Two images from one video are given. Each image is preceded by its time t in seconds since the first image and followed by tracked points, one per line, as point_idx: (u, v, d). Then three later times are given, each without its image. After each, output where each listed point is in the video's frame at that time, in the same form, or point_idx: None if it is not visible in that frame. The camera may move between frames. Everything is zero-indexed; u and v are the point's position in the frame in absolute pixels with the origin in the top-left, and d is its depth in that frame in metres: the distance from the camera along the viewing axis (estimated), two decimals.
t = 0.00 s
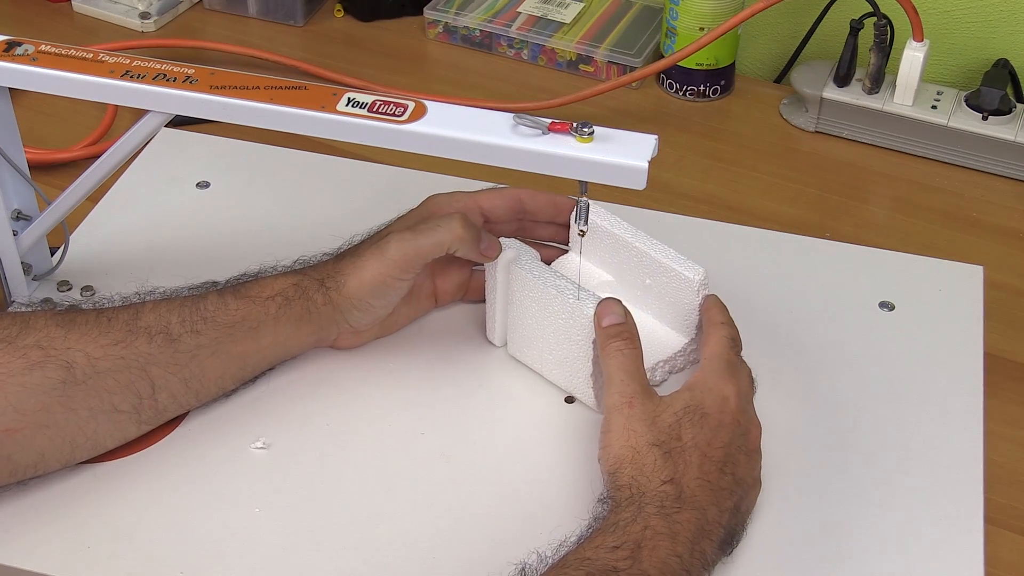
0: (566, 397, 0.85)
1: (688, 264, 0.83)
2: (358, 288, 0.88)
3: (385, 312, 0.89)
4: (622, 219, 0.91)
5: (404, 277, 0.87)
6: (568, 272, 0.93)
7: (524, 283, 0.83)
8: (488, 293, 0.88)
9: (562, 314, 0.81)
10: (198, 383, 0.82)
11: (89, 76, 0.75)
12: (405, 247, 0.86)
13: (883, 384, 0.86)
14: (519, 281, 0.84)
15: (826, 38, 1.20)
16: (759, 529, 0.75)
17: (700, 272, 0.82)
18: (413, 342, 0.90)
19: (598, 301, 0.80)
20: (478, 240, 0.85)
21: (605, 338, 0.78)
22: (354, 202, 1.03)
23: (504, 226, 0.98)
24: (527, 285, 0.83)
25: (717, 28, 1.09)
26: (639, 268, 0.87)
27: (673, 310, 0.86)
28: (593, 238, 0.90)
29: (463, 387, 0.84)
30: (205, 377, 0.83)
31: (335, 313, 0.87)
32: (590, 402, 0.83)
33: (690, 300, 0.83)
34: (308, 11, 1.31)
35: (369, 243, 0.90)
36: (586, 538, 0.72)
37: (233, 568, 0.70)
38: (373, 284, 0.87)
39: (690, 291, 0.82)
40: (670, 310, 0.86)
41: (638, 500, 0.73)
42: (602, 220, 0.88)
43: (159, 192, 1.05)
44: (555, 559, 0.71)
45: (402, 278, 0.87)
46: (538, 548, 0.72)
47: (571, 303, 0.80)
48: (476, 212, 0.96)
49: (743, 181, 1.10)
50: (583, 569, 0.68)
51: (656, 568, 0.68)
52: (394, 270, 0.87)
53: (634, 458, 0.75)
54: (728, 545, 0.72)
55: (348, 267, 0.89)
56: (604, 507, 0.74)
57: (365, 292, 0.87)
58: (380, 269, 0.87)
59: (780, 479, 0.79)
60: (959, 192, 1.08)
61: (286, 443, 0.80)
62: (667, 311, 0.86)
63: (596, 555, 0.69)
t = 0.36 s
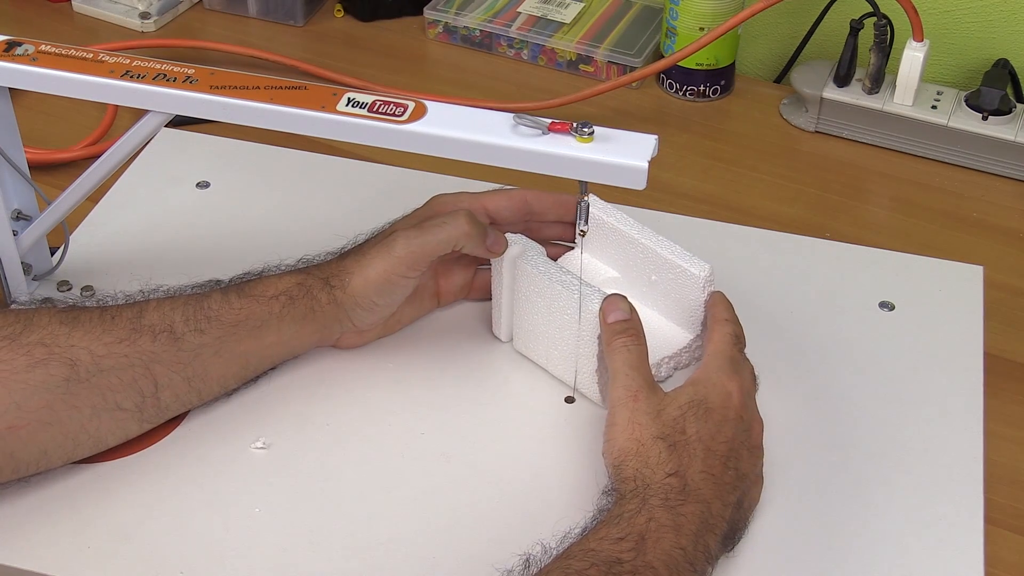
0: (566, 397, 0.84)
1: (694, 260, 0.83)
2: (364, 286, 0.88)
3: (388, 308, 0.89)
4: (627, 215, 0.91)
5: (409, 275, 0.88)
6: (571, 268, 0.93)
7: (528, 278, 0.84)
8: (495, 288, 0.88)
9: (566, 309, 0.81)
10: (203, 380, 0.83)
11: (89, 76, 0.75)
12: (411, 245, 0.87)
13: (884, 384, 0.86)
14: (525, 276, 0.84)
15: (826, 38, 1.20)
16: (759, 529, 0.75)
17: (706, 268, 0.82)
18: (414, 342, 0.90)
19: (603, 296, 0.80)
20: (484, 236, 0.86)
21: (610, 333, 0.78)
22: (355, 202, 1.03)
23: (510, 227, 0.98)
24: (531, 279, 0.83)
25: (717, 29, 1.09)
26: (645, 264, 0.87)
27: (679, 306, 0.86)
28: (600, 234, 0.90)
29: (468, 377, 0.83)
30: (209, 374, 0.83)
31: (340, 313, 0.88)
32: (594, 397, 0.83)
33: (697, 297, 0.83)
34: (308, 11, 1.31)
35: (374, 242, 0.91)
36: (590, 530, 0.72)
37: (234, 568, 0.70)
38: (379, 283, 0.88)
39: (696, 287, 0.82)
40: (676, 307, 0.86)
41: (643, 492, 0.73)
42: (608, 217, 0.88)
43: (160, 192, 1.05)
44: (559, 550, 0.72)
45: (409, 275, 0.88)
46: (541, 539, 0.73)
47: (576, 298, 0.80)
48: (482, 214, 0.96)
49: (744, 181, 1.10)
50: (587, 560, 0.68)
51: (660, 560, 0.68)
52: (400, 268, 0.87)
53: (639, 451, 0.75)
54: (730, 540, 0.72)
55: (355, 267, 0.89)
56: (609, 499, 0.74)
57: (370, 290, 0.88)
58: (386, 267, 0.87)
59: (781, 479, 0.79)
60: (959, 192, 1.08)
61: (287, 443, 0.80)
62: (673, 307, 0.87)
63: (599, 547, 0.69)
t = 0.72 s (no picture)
0: (566, 397, 0.84)
1: (696, 259, 0.83)
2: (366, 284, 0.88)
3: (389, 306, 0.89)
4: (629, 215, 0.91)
5: (411, 274, 0.88)
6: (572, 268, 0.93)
7: (532, 276, 0.84)
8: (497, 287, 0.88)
9: (567, 308, 0.81)
10: (204, 378, 0.83)
11: (89, 76, 0.75)
12: (414, 244, 0.87)
13: (884, 384, 0.86)
14: (528, 274, 0.85)
15: (826, 38, 1.20)
16: (760, 529, 0.75)
17: (708, 267, 0.82)
18: (414, 341, 0.90)
19: (606, 296, 0.81)
20: (486, 235, 0.85)
21: (612, 332, 0.78)
22: (354, 202, 1.03)
23: (513, 228, 0.98)
24: (535, 276, 0.84)
25: (717, 29, 1.09)
26: (647, 263, 0.87)
27: (680, 305, 0.86)
28: (603, 233, 0.90)
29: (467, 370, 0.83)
30: (210, 373, 0.83)
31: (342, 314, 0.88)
32: (596, 395, 0.83)
33: (698, 296, 0.83)
34: (308, 11, 1.31)
35: (376, 241, 0.91)
36: (592, 527, 0.72)
37: (234, 567, 0.70)
38: (381, 282, 0.88)
39: (698, 286, 0.83)
40: (677, 306, 0.86)
41: (646, 489, 0.73)
42: (610, 216, 0.88)
43: (160, 192, 1.05)
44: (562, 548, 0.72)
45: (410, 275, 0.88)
46: (544, 536, 0.73)
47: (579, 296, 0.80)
48: (485, 214, 0.96)
49: (744, 181, 1.10)
50: (590, 557, 0.68)
51: (664, 556, 0.68)
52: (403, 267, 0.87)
53: (641, 448, 0.75)
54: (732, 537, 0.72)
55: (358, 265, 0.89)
56: (611, 496, 0.74)
57: (372, 290, 0.88)
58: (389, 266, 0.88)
59: (781, 478, 0.79)
60: (959, 192, 1.08)
61: (287, 443, 0.80)
62: (675, 306, 0.87)
63: (602, 544, 0.69)
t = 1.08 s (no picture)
0: (566, 397, 0.84)
1: (699, 255, 0.83)
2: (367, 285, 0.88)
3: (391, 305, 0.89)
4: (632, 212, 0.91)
5: (414, 273, 0.88)
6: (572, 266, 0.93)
7: (538, 273, 0.84)
8: (501, 284, 0.89)
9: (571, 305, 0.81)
10: (203, 379, 0.83)
11: (89, 76, 0.75)
12: (417, 243, 0.87)
13: (884, 385, 0.86)
14: (533, 272, 0.85)
15: (826, 38, 1.20)
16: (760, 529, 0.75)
17: (711, 262, 0.83)
18: (415, 341, 0.90)
19: (611, 291, 0.81)
20: (489, 231, 0.85)
21: (619, 327, 0.79)
22: (355, 202, 1.03)
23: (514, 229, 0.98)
24: (541, 274, 0.84)
25: (717, 29, 1.09)
26: (650, 259, 0.87)
27: (683, 301, 0.86)
28: (605, 230, 0.90)
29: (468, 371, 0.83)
30: (209, 374, 0.83)
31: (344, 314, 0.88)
32: (601, 391, 0.84)
33: (702, 291, 0.83)
34: (308, 10, 1.31)
35: (377, 241, 0.91)
36: (603, 516, 0.72)
37: (235, 568, 0.70)
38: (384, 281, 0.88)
39: (701, 281, 0.83)
40: (680, 301, 0.86)
41: (657, 479, 0.73)
42: (613, 212, 0.88)
43: (160, 192, 1.05)
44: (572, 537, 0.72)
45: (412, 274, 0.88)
46: (555, 525, 0.74)
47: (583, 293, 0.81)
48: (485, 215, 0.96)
49: (744, 181, 1.10)
50: (601, 545, 0.68)
51: (675, 544, 0.69)
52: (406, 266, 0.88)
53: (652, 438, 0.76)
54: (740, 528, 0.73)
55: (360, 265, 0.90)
56: (622, 486, 0.75)
57: (375, 289, 0.88)
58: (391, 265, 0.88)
59: (781, 478, 0.79)
60: (960, 192, 1.08)
61: (286, 443, 0.80)
62: (677, 302, 0.87)
63: (613, 532, 0.69)
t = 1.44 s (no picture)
0: (566, 396, 0.84)
1: (714, 242, 0.83)
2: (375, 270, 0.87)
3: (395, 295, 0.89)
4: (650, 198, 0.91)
5: (424, 261, 0.90)
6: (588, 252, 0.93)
7: (554, 256, 0.85)
8: (519, 266, 0.90)
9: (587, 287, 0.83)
10: (203, 369, 0.83)
11: (89, 76, 0.75)
12: (430, 231, 0.89)
13: (884, 385, 0.86)
14: (548, 253, 0.86)
15: (826, 38, 1.20)
16: (760, 529, 0.75)
17: (726, 249, 0.83)
18: (415, 338, 0.90)
19: (625, 275, 0.81)
20: (503, 214, 0.87)
21: (638, 320, 0.81)
22: (355, 201, 1.03)
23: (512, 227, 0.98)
24: (558, 255, 0.85)
25: (717, 28, 1.09)
26: (667, 246, 0.87)
27: (698, 288, 0.86)
28: (622, 215, 0.90)
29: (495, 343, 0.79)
30: (208, 365, 0.83)
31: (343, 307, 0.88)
32: (613, 371, 0.85)
33: (717, 278, 0.84)
34: (308, 11, 1.31)
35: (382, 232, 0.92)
36: (625, 490, 0.74)
37: (234, 565, 0.70)
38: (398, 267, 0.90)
39: (716, 268, 0.83)
40: (695, 288, 0.87)
41: (677, 453, 0.75)
42: (631, 198, 0.89)
43: (160, 192, 1.05)
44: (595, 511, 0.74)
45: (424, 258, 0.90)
46: (561, 518, 0.74)
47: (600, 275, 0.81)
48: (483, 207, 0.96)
49: (744, 181, 1.09)
50: (624, 518, 0.70)
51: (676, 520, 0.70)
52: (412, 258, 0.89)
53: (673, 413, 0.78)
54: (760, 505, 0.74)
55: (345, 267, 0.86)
56: (642, 461, 0.76)
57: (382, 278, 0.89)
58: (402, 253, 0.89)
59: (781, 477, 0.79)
60: (960, 192, 1.08)
61: (286, 442, 0.80)
62: (693, 289, 0.87)
63: (635, 506, 0.72)
